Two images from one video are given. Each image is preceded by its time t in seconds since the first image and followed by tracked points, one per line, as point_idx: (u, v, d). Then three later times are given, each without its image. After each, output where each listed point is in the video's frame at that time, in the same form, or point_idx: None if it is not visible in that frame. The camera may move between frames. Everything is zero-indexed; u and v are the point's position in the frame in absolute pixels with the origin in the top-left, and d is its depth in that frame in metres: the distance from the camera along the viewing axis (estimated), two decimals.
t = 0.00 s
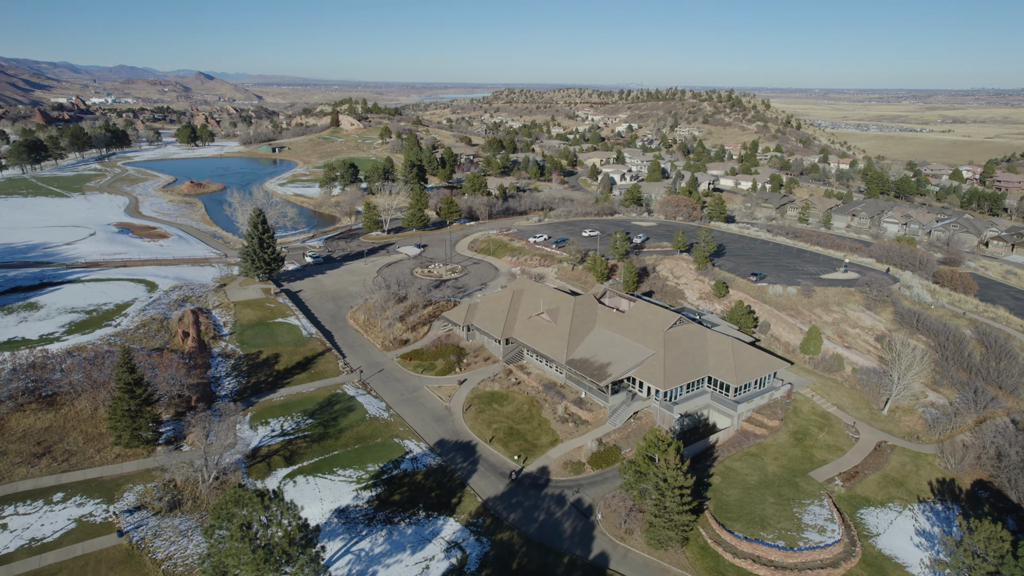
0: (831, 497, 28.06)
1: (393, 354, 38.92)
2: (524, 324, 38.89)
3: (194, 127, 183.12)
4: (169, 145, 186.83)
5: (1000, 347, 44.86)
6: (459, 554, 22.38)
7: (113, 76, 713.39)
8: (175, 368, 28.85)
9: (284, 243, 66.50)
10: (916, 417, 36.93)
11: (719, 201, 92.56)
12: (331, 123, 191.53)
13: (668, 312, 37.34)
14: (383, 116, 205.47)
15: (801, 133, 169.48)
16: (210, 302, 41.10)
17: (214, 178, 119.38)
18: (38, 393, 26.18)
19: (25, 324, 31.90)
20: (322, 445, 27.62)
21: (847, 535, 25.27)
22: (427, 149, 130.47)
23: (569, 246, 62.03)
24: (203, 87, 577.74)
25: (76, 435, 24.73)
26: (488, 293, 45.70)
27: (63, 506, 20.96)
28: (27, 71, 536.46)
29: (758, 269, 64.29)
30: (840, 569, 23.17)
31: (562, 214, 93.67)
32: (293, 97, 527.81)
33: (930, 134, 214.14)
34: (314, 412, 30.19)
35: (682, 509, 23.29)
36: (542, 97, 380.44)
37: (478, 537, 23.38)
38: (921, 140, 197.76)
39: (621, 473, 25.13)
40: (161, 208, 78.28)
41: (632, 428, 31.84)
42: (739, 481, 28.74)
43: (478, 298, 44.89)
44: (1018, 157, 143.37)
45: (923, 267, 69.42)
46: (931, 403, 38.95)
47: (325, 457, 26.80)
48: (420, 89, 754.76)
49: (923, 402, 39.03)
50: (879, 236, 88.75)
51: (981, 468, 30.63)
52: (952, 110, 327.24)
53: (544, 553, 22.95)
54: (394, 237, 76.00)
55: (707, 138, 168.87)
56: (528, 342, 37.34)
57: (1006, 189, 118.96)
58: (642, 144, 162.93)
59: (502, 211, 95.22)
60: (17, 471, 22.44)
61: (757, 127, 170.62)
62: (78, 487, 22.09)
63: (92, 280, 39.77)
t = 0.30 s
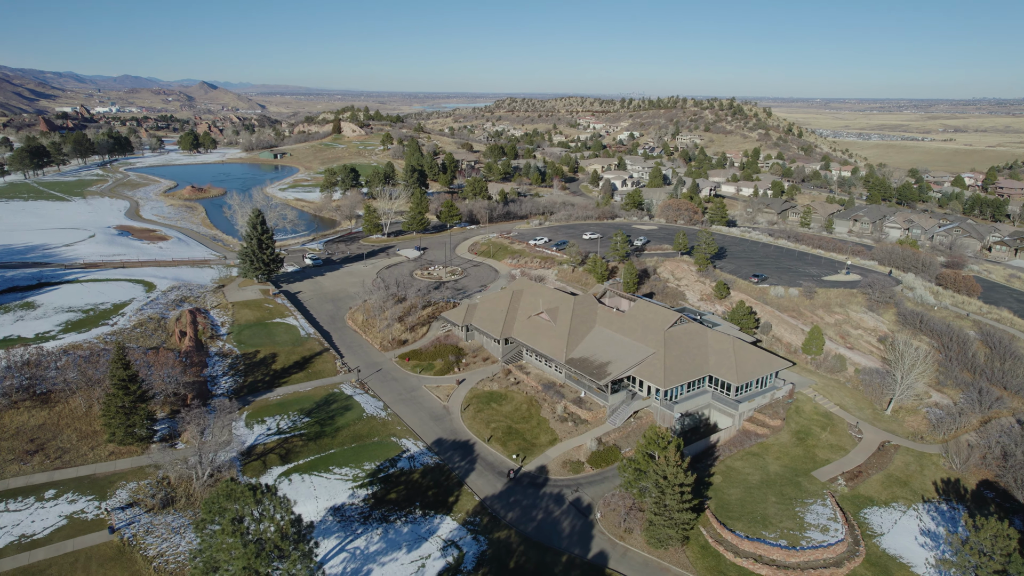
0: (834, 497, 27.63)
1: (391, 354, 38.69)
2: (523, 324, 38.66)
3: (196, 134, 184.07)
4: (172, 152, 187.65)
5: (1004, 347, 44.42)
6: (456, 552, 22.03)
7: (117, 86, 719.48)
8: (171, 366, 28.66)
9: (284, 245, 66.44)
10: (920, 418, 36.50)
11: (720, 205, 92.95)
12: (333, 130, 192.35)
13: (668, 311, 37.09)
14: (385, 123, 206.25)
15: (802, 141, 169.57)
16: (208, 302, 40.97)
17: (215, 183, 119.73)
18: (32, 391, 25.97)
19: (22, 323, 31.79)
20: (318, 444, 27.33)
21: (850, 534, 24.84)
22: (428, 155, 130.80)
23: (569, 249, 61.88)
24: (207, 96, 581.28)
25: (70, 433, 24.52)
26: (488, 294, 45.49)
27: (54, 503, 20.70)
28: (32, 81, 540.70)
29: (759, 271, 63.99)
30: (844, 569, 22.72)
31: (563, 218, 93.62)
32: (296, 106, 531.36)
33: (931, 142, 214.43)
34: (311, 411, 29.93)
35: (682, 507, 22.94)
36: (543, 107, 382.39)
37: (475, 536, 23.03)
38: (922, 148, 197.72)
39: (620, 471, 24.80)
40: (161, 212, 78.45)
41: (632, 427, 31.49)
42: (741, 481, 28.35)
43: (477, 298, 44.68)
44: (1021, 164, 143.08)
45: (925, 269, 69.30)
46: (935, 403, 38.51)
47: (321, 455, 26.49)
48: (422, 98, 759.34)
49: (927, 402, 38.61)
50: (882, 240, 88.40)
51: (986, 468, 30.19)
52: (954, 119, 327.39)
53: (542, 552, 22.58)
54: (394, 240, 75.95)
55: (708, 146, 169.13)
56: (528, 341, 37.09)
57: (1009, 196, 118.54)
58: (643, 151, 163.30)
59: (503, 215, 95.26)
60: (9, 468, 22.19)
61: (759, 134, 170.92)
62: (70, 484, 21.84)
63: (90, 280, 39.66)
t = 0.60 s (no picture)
0: (837, 497, 27.18)
1: (389, 354, 38.46)
2: (522, 323, 38.41)
3: (200, 142, 185.22)
4: (175, 159, 188.75)
5: (1010, 348, 43.91)
6: (451, 551, 21.69)
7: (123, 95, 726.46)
8: (167, 364, 28.44)
9: (284, 248, 66.42)
10: (924, 418, 36.01)
11: (723, 208, 93.18)
12: (336, 137, 193.27)
13: (668, 311, 36.80)
14: (388, 130, 207.17)
15: (804, 149, 169.62)
16: (206, 303, 40.86)
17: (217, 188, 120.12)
18: (26, 388, 25.79)
19: (18, 321, 31.69)
20: (313, 443, 27.05)
21: (853, 534, 24.37)
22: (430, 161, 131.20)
23: (569, 251, 61.71)
24: (212, 106, 586.09)
25: (63, 431, 24.29)
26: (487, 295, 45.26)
27: (44, 500, 20.46)
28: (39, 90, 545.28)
29: (761, 273, 63.64)
30: (846, 569, 22.27)
31: (564, 222, 93.57)
32: (299, 115, 535.88)
33: (934, 152, 214.23)
34: (306, 410, 29.66)
35: (681, 505, 22.54)
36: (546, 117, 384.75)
37: (471, 535, 22.69)
38: (925, 157, 197.60)
39: (619, 470, 24.46)
40: (162, 216, 78.62)
41: (632, 426, 31.13)
42: (742, 480, 27.92)
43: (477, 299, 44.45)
44: None
45: (929, 272, 68.90)
46: (939, 404, 38.04)
47: (316, 454, 26.21)
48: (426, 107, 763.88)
49: (931, 403, 38.15)
50: (885, 244, 88.00)
51: (992, 468, 29.69)
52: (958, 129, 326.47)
53: (538, 552, 22.20)
54: (395, 243, 75.92)
55: (711, 154, 169.28)
56: (526, 341, 36.82)
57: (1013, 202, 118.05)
58: (645, 159, 163.50)
59: (504, 219, 95.31)
60: None
61: (761, 142, 171.04)
62: (61, 481, 21.60)
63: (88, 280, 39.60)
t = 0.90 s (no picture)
0: (840, 496, 26.70)
1: (386, 354, 38.22)
2: (521, 323, 38.16)
3: (204, 149, 186.42)
4: (180, 166, 189.79)
5: (1015, 349, 43.35)
6: (445, 549, 21.33)
7: (129, 105, 733.48)
8: (161, 362, 28.22)
9: (284, 251, 66.45)
10: (928, 419, 35.49)
11: (725, 212, 93.09)
12: (339, 145, 194.13)
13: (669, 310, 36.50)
14: (391, 137, 208.00)
15: (808, 157, 169.53)
16: (204, 303, 40.72)
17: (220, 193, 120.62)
18: (18, 385, 25.61)
19: (14, 319, 31.60)
20: (308, 441, 26.77)
21: (856, 534, 23.88)
22: (432, 167, 131.53)
23: (570, 254, 61.51)
24: (218, 115, 591.85)
25: (55, 428, 24.11)
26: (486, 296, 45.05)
27: (33, 496, 20.22)
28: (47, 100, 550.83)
29: (763, 276, 63.24)
30: (849, 570, 21.79)
31: (565, 226, 93.45)
32: (304, 125, 539.88)
33: (938, 161, 213.56)
34: (302, 409, 29.38)
35: (680, 504, 22.13)
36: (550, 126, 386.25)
37: (466, 534, 22.34)
38: (929, 166, 197.09)
39: (616, 468, 24.09)
40: (164, 220, 78.83)
41: (631, 425, 30.74)
42: (743, 480, 27.49)
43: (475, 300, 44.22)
44: None
45: (933, 274, 68.34)
46: (944, 405, 37.48)
47: (310, 452, 25.92)
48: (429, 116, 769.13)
49: (935, 404, 37.62)
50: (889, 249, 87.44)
51: (998, 469, 29.11)
52: (962, 138, 325.44)
53: (534, 551, 21.82)
54: (395, 246, 75.88)
55: (714, 162, 169.29)
56: (525, 340, 36.53)
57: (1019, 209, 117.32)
58: (648, 167, 163.56)
59: (505, 223, 95.30)
60: None
61: (764, 150, 170.98)
62: (51, 477, 21.37)
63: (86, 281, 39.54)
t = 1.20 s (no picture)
0: (842, 497, 26.20)
1: (383, 355, 37.99)
2: (519, 324, 37.89)
3: (208, 156, 187.68)
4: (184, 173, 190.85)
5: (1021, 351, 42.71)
6: (437, 548, 20.96)
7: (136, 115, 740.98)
8: (156, 360, 28.06)
9: (284, 254, 66.47)
10: (932, 420, 34.90)
11: (727, 217, 92.70)
12: (343, 152, 194.96)
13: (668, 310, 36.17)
14: (395, 145, 208.84)
15: (812, 166, 169.19)
16: (201, 304, 40.62)
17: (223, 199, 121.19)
18: (11, 382, 25.46)
19: (9, 318, 31.53)
20: (301, 439, 26.48)
21: (858, 535, 23.38)
22: (435, 173, 131.80)
23: (570, 256, 61.25)
24: (223, 125, 597.18)
25: (46, 425, 23.89)
26: (484, 297, 44.81)
27: (20, 492, 19.99)
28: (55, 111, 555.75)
29: (765, 278, 62.75)
30: (851, 570, 21.29)
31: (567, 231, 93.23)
32: (309, 135, 543.74)
33: (943, 171, 212.72)
34: (296, 408, 29.12)
35: (678, 502, 21.69)
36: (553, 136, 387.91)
37: (459, 532, 21.96)
38: (934, 175, 196.37)
39: (613, 466, 23.69)
40: (165, 224, 79.12)
41: (629, 425, 30.36)
42: (743, 480, 27.01)
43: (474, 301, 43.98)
44: None
45: (937, 278, 67.72)
46: (948, 406, 36.88)
47: (304, 450, 25.64)
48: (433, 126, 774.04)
49: (939, 405, 37.02)
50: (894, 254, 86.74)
51: (1004, 470, 28.50)
52: (968, 147, 323.57)
53: (528, 550, 21.41)
54: (395, 250, 75.79)
55: (717, 171, 169.07)
56: (523, 340, 36.24)
57: None
58: (651, 175, 163.48)
59: (506, 228, 95.12)
60: None
61: (768, 159, 170.82)
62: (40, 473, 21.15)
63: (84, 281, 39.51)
